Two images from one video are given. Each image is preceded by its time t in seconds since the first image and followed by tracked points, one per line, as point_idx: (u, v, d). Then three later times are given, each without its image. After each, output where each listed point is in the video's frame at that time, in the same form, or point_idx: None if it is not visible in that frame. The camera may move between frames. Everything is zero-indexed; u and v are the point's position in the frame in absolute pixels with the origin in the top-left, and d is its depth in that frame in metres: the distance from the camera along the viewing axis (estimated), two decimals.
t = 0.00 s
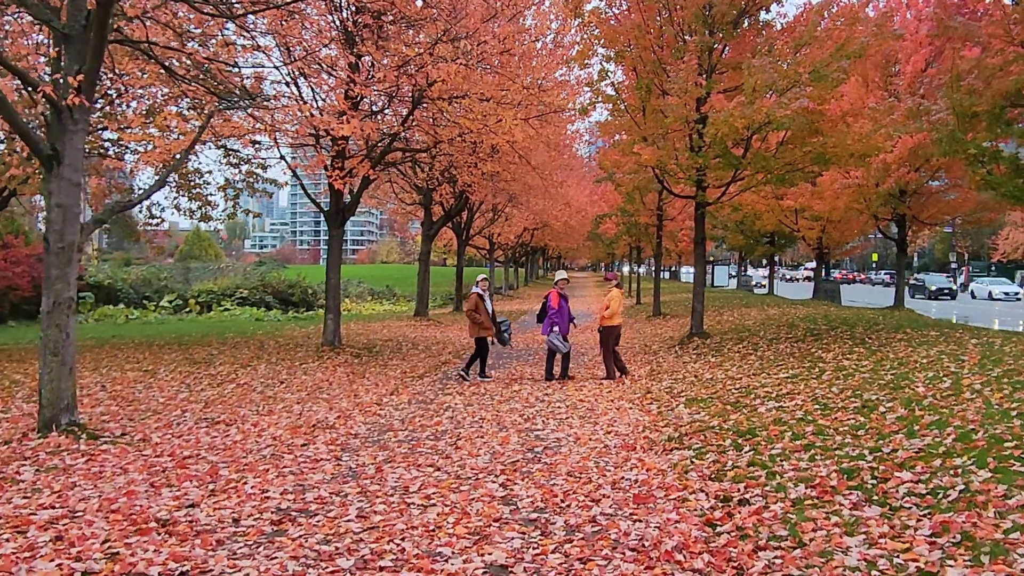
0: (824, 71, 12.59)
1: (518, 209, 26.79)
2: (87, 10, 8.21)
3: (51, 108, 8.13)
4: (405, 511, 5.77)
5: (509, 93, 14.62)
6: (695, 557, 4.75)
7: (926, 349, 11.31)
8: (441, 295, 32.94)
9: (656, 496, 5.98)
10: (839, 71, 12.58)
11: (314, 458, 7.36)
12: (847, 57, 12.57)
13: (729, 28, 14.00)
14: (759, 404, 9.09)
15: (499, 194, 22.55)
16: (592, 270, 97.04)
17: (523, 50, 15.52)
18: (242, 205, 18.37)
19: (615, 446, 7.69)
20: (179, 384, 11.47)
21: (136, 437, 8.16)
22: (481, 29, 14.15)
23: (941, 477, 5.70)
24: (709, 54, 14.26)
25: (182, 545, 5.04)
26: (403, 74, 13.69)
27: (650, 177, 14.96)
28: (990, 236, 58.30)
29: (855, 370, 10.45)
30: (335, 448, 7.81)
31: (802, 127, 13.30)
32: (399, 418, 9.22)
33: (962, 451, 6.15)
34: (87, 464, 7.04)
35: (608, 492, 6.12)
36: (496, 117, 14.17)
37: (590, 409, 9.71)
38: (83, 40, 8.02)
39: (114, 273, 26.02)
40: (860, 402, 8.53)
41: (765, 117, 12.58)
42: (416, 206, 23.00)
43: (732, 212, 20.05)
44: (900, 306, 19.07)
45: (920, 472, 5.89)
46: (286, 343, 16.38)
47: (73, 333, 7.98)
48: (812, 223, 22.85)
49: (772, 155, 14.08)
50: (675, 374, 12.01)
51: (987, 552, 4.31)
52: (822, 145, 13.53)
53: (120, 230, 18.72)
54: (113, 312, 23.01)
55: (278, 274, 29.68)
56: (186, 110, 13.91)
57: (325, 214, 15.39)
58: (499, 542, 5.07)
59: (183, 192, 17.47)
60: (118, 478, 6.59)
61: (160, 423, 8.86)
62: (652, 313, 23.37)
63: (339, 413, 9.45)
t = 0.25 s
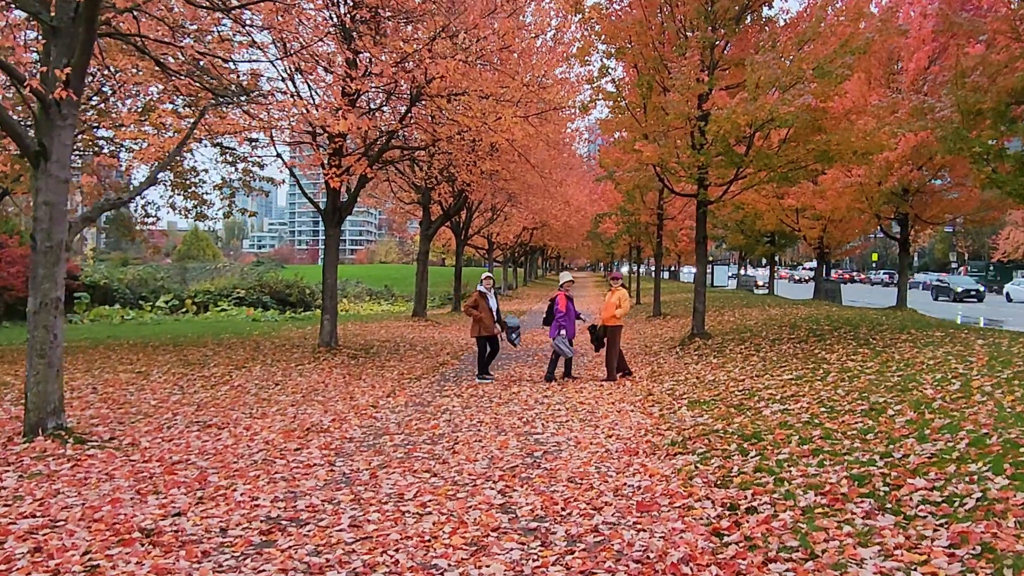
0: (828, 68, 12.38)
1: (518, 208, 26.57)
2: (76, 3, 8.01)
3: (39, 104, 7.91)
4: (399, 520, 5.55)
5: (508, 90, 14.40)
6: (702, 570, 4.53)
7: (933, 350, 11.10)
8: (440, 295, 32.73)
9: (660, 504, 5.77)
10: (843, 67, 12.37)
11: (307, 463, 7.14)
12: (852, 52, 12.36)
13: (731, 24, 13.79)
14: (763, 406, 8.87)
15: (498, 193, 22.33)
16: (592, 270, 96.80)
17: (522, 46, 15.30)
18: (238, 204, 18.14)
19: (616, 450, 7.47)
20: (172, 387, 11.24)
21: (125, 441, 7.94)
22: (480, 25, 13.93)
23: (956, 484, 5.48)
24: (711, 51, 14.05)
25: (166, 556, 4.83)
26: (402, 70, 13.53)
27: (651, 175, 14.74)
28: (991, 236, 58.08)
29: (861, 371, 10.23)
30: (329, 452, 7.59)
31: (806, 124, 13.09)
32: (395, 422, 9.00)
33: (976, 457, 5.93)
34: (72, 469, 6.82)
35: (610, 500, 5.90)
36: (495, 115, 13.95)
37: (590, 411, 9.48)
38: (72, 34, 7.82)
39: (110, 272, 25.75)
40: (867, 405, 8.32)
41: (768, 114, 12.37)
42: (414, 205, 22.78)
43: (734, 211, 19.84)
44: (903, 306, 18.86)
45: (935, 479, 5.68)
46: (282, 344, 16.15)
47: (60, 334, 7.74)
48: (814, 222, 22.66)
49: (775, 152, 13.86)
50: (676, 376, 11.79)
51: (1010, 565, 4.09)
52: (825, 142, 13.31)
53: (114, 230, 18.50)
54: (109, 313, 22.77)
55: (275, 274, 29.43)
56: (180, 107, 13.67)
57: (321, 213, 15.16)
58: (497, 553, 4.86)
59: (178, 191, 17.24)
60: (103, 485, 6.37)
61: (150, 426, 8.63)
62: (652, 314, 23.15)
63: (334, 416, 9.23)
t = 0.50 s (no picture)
0: (830, 63, 12.19)
1: (516, 207, 26.38)
2: None
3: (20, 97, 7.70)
4: (392, 527, 5.36)
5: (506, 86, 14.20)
6: None
7: (938, 350, 10.93)
8: (438, 294, 32.54)
9: (662, 511, 5.58)
10: (846, 63, 12.18)
11: (298, 467, 6.95)
12: (855, 47, 12.17)
13: (731, 19, 13.60)
14: (767, 408, 8.69)
15: (496, 190, 22.14)
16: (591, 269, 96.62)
17: (519, 42, 15.11)
18: (233, 202, 17.93)
19: (617, 454, 7.28)
20: (163, 387, 11.04)
21: (112, 444, 7.75)
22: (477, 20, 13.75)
23: (968, 490, 5.31)
24: (711, 46, 13.86)
25: (148, 567, 4.64)
26: (398, 66, 13.44)
27: (650, 172, 14.54)
28: (991, 235, 57.93)
29: (865, 372, 10.05)
30: (322, 456, 7.39)
31: (808, 121, 12.91)
32: (391, 424, 8.80)
33: (988, 461, 5.76)
34: (56, 474, 6.62)
35: (610, 506, 5.72)
36: (492, 111, 13.76)
37: (590, 413, 9.30)
38: (53, 24, 7.62)
39: (105, 271, 25.52)
40: (873, 407, 8.13)
41: (770, 110, 12.18)
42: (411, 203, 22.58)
43: (734, 209, 19.65)
44: (905, 305, 18.68)
45: (946, 484, 5.50)
46: (278, 343, 15.95)
47: (45, 334, 7.54)
48: (814, 220, 22.49)
49: (776, 149, 13.68)
50: (677, 377, 11.59)
51: None
52: (828, 139, 13.13)
53: (107, 228, 18.29)
54: (103, 312, 22.54)
55: (271, 273, 29.22)
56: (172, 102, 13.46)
57: (316, 211, 14.95)
58: (493, 563, 4.67)
59: (172, 188, 17.04)
60: (87, 490, 6.17)
61: (138, 429, 8.43)
62: (652, 313, 22.95)
63: (328, 418, 9.05)
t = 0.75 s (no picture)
0: (832, 58, 12.00)
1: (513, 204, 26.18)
2: None
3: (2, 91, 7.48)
4: (382, 535, 5.16)
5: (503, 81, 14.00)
6: None
7: (943, 350, 10.74)
8: (435, 292, 32.33)
9: (663, 518, 5.39)
10: (848, 58, 11.98)
11: (288, 471, 6.76)
12: (857, 42, 11.98)
13: (732, 14, 13.40)
14: (769, 410, 8.52)
15: (493, 188, 21.93)
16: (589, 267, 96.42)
17: (516, 37, 14.92)
18: (226, 198, 17.71)
19: (615, 458, 7.09)
20: (153, 387, 10.83)
21: (98, 447, 7.54)
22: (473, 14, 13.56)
23: (980, 497, 5.11)
24: (711, 41, 13.66)
25: None
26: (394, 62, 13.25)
27: (650, 169, 14.35)
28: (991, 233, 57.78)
29: (868, 373, 9.87)
30: (313, 459, 7.20)
31: (810, 117, 12.72)
32: (385, 426, 8.61)
33: (1000, 467, 5.56)
34: (38, 478, 6.41)
35: (609, 513, 5.53)
36: (489, 107, 13.55)
37: (588, 414, 9.11)
38: (36, 16, 7.40)
39: (99, 268, 25.28)
40: (878, 409, 7.96)
41: (771, 105, 11.98)
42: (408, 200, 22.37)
43: (733, 206, 19.47)
44: (906, 304, 18.49)
45: (957, 491, 5.30)
46: (272, 342, 15.74)
47: (28, 334, 7.34)
48: (814, 218, 22.32)
49: (777, 146, 13.48)
50: (677, 377, 11.40)
51: None
52: (830, 136, 12.93)
53: (99, 225, 18.05)
54: (96, 310, 22.31)
55: (267, 270, 29.00)
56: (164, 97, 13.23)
57: (310, 207, 14.72)
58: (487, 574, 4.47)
59: (165, 185, 16.81)
60: (68, 495, 5.96)
61: (126, 430, 8.22)
62: (650, 312, 22.77)
63: (321, 420, 8.85)
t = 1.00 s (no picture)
0: (834, 53, 11.83)
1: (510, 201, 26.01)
2: None
3: None
4: (375, 542, 4.99)
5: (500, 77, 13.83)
6: None
7: (946, 349, 10.59)
8: (432, 290, 32.15)
9: (665, 523, 5.23)
10: (850, 52, 11.83)
11: (279, 474, 6.59)
12: (859, 37, 11.83)
13: (732, 8, 13.23)
14: (770, 411, 8.37)
15: (490, 184, 21.75)
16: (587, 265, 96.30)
17: (513, 32, 14.75)
18: (220, 196, 17.52)
19: (614, 461, 6.94)
20: (144, 387, 10.65)
21: (85, 449, 7.36)
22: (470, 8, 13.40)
23: (992, 502, 4.95)
24: (711, 35, 13.49)
25: None
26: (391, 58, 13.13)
27: (649, 165, 14.20)
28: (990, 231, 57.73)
29: (871, 372, 9.73)
30: (305, 461, 7.03)
31: (811, 112, 12.56)
32: (380, 427, 8.45)
33: (1010, 470, 5.41)
34: (21, 481, 6.23)
35: (609, 518, 5.37)
36: (486, 102, 13.39)
37: (586, 415, 8.95)
38: (20, 6, 7.15)
39: (92, 266, 25.06)
40: (883, 410, 7.81)
41: (772, 100, 11.83)
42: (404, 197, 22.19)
43: (732, 203, 19.32)
44: (906, 302, 18.35)
45: (967, 495, 5.15)
46: (266, 341, 15.56)
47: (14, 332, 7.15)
48: (813, 216, 22.19)
49: (777, 142, 13.33)
50: (676, 376, 11.25)
51: None
52: (831, 132, 12.78)
53: (92, 223, 17.85)
54: (90, 308, 22.10)
55: (262, 268, 28.79)
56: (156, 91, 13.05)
57: (305, 204, 14.54)
58: None
59: (157, 181, 16.61)
60: (52, 500, 5.78)
61: (115, 432, 8.05)
62: (648, 310, 22.62)
63: (314, 420, 8.68)
